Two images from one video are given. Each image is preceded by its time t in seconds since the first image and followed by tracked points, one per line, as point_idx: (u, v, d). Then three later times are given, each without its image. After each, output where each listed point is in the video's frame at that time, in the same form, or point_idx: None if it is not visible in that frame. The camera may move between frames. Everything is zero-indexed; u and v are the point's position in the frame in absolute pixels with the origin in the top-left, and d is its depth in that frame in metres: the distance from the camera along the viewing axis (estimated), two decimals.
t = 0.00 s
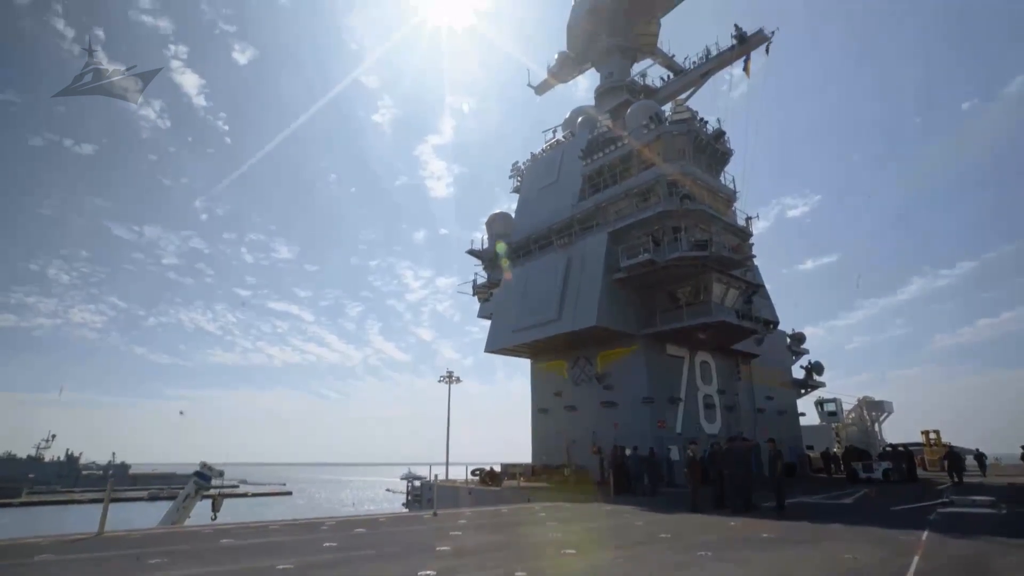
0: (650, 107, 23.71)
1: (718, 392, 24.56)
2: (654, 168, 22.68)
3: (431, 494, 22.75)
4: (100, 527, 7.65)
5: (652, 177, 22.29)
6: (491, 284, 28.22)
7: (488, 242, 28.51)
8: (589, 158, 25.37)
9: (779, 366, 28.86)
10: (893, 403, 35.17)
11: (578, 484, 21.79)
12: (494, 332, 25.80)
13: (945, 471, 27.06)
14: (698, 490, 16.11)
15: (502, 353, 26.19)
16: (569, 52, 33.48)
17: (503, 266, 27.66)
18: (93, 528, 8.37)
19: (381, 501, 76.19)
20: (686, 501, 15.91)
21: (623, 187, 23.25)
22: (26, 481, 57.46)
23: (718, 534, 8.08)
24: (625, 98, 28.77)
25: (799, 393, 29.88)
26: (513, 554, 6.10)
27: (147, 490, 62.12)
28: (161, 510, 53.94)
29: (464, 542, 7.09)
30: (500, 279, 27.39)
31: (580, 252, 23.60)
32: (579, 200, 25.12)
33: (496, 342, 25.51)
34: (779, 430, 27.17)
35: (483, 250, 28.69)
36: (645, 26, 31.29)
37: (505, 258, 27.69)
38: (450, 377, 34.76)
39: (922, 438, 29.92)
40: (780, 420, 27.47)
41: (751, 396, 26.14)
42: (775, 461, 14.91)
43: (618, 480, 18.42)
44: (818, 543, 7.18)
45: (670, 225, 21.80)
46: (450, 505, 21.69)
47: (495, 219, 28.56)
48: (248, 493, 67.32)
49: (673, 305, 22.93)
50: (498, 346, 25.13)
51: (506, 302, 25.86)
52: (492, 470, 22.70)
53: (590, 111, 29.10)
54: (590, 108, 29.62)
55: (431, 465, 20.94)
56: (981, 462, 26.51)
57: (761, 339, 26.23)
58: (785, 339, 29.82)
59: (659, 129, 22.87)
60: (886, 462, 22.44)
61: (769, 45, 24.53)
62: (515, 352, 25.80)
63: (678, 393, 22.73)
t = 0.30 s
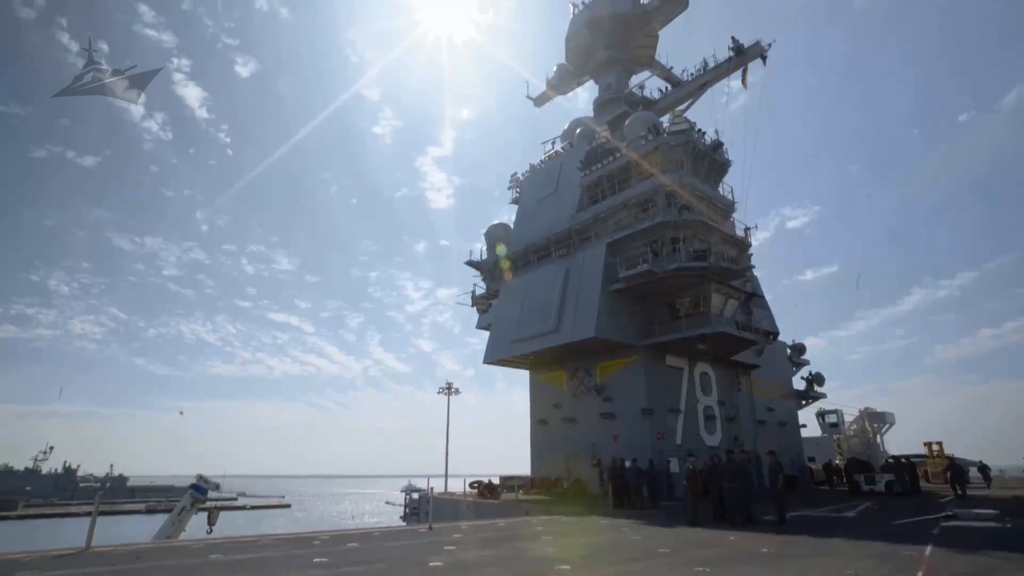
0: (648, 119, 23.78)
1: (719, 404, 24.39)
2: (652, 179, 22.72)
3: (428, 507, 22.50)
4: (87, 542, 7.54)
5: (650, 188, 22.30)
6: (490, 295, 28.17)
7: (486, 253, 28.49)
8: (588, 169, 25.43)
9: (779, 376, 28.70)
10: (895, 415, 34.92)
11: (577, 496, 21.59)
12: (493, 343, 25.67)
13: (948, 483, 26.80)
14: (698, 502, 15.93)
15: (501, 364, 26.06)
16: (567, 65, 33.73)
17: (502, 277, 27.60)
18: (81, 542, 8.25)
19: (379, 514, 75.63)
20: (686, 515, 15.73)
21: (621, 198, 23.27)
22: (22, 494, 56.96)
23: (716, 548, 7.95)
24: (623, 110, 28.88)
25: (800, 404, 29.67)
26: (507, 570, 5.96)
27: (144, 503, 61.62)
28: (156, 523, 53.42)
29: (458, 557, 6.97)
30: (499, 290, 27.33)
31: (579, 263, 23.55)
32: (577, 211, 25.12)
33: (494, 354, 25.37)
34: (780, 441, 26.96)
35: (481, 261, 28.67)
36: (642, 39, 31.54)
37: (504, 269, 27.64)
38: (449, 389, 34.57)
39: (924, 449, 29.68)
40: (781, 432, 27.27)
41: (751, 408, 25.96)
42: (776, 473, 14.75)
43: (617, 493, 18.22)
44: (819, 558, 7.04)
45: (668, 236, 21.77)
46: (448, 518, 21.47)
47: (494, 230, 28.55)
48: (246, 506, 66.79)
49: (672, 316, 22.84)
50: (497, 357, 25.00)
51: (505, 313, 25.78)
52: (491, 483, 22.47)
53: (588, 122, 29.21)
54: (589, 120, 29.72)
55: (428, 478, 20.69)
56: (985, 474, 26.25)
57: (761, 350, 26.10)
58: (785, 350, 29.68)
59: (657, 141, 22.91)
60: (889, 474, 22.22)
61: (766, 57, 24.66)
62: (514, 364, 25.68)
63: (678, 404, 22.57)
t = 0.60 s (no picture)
0: (645, 133, 23.86)
1: (719, 419, 24.15)
2: (649, 193, 22.73)
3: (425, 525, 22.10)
4: (70, 561, 7.34)
5: (648, 202, 22.31)
6: (489, 309, 28.07)
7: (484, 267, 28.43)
8: (586, 183, 25.47)
9: (780, 391, 28.47)
10: (898, 430, 34.61)
11: (576, 514, 21.31)
12: (491, 358, 25.49)
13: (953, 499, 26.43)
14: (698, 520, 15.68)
15: (499, 379, 25.85)
16: (565, 81, 34.00)
17: (501, 291, 27.50)
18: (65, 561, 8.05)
19: (377, 531, 74.85)
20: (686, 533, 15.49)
21: (619, 212, 23.27)
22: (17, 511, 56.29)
23: (716, 568, 7.76)
24: (621, 125, 29.02)
25: (801, 419, 29.40)
26: None
27: (140, 521, 60.91)
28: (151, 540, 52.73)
29: None
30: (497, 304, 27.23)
31: (577, 277, 23.47)
32: (575, 225, 25.10)
33: (493, 368, 25.18)
34: (782, 457, 26.67)
35: (479, 275, 28.60)
36: (640, 55, 31.80)
37: (502, 283, 27.56)
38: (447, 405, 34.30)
39: (928, 465, 29.34)
40: (783, 448, 26.99)
41: (752, 423, 25.73)
42: (777, 490, 14.54)
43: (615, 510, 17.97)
44: None
45: (667, 249, 21.71)
46: (444, 537, 21.10)
47: (492, 244, 28.50)
48: (243, 523, 66.00)
49: (671, 330, 22.71)
50: (495, 372, 24.83)
51: (503, 327, 25.65)
52: (489, 500, 22.16)
53: (586, 137, 29.34)
54: (587, 135, 29.85)
55: (425, 496, 20.30)
56: (991, 490, 25.90)
57: (761, 364, 25.92)
58: (786, 365, 29.49)
59: (655, 155, 22.97)
60: (892, 490, 21.92)
61: (763, 72, 24.81)
62: (512, 378, 25.50)
63: (677, 420, 22.36)
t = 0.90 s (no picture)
0: (643, 145, 23.91)
1: (719, 432, 23.94)
2: (648, 204, 22.73)
3: (421, 541, 21.80)
4: None
5: (647, 213, 22.29)
6: (487, 321, 27.98)
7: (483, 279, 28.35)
8: (584, 196, 25.50)
9: (780, 404, 28.26)
10: (899, 443, 34.30)
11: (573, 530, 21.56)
12: (489, 370, 25.33)
13: (957, 514, 26.12)
14: (697, 535, 15.45)
15: (497, 392, 25.68)
16: (564, 94, 34.20)
17: (499, 303, 27.42)
18: None
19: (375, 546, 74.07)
20: (685, 548, 15.25)
21: (618, 224, 23.26)
22: (11, 525, 55.74)
23: None
24: (620, 137, 29.13)
25: (802, 432, 29.15)
26: None
27: (136, 535, 60.26)
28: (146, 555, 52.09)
29: None
30: (496, 316, 27.14)
31: (575, 289, 23.40)
32: (574, 237, 25.06)
33: (491, 381, 25.01)
34: (783, 471, 26.41)
35: (478, 286, 28.51)
36: (638, 68, 31.99)
37: (501, 295, 27.48)
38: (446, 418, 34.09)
39: (931, 479, 29.03)
40: (784, 461, 26.73)
41: (753, 436, 25.51)
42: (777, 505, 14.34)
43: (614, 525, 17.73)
44: None
45: (665, 261, 21.66)
46: (439, 553, 20.71)
47: (491, 256, 28.45)
48: (240, 537, 65.37)
49: (670, 342, 22.56)
50: (493, 384, 24.66)
51: (501, 339, 25.54)
52: (486, 514, 21.86)
53: (585, 149, 29.42)
54: (585, 147, 29.95)
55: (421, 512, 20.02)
56: (995, 504, 25.60)
57: (761, 376, 25.75)
58: (786, 377, 29.29)
59: (653, 166, 22.99)
60: (895, 505, 21.64)
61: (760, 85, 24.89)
62: (510, 391, 25.33)
63: (677, 433, 22.16)
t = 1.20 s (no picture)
0: (641, 160, 23.98)
1: (719, 449, 23.66)
2: (645, 220, 22.74)
3: (418, 561, 21.42)
4: None
5: (645, 228, 22.28)
6: (485, 337, 27.86)
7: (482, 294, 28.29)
8: (582, 211, 25.54)
9: (781, 420, 28.00)
10: (902, 460, 33.94)
11: (575, 547, 21.14)
12: (487, 386, 25.13)
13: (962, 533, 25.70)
14: (697, 554, 15.17)
15: (495, 409, 25.45)
16: (562, 110, 34.50)
17: (498, 319, 27.31)
18: None
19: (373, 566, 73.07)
20: (685, 569, 14.96)
21: (616, 239, 23.24)
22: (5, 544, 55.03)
23: None
24: (618, 153, 29.26)
25: (804, 449, 28.83)
26: None
27: (130, 554, 59.41)
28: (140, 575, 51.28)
29: None
30: (494, 332, 27.02)
31: (574, 305, 23.31)
32: (572, 252, 25.03)
33: (489, 397, 24.79)
34: (785, 489, 26.07)
35: (476, 302, 28.42)
36: (636, 85, 32.25)
37: (499, 311, 27.38)
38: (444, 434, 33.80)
39: (936, 497, 28.62)
40: (786, 479, 26.40)
41: (754, 453, 25.23)
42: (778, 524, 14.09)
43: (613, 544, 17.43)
44: None
45: (663, 276, 21.60)
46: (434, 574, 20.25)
47: (489, 271, 28.40)
48: (236, 557, 64.51)
49: (670, 358, 22.38)
50: (491, 400, 24.44)
51: (500, 355, 25.39)
52: (484, 533, 21.50)
53: (583, 165, 29.54)
54: (583, 163, 30.08)
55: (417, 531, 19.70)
56: (1002, 523, 25.21)
57: (761, 392, 25.55)
58: (787, 393, 29.07)
59: (651, 182, 23.03)
60: (899, 523, 21.29)
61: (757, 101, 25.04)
62: (508, 407, 25.11)
63: (677, 450, 21.91)
